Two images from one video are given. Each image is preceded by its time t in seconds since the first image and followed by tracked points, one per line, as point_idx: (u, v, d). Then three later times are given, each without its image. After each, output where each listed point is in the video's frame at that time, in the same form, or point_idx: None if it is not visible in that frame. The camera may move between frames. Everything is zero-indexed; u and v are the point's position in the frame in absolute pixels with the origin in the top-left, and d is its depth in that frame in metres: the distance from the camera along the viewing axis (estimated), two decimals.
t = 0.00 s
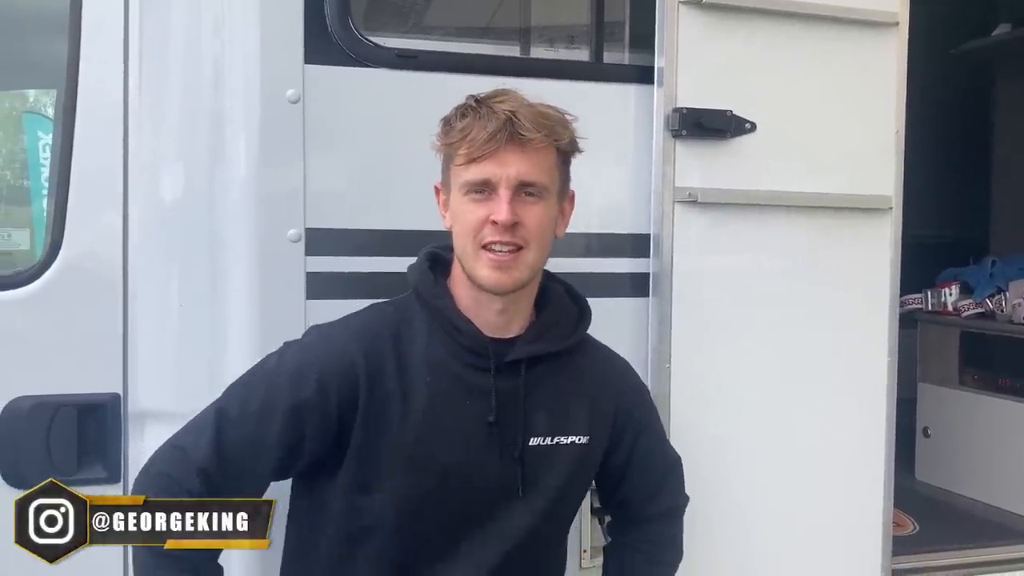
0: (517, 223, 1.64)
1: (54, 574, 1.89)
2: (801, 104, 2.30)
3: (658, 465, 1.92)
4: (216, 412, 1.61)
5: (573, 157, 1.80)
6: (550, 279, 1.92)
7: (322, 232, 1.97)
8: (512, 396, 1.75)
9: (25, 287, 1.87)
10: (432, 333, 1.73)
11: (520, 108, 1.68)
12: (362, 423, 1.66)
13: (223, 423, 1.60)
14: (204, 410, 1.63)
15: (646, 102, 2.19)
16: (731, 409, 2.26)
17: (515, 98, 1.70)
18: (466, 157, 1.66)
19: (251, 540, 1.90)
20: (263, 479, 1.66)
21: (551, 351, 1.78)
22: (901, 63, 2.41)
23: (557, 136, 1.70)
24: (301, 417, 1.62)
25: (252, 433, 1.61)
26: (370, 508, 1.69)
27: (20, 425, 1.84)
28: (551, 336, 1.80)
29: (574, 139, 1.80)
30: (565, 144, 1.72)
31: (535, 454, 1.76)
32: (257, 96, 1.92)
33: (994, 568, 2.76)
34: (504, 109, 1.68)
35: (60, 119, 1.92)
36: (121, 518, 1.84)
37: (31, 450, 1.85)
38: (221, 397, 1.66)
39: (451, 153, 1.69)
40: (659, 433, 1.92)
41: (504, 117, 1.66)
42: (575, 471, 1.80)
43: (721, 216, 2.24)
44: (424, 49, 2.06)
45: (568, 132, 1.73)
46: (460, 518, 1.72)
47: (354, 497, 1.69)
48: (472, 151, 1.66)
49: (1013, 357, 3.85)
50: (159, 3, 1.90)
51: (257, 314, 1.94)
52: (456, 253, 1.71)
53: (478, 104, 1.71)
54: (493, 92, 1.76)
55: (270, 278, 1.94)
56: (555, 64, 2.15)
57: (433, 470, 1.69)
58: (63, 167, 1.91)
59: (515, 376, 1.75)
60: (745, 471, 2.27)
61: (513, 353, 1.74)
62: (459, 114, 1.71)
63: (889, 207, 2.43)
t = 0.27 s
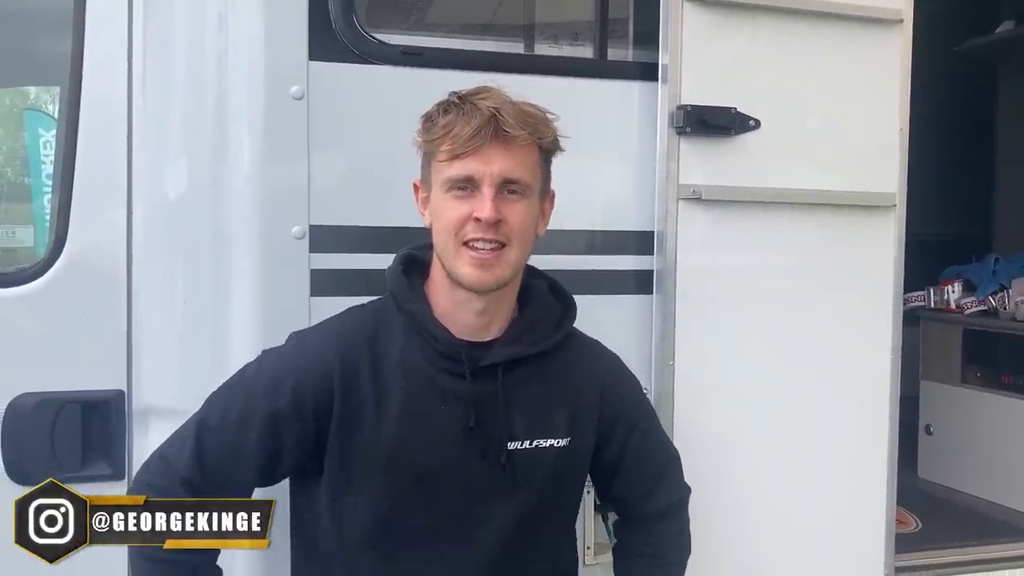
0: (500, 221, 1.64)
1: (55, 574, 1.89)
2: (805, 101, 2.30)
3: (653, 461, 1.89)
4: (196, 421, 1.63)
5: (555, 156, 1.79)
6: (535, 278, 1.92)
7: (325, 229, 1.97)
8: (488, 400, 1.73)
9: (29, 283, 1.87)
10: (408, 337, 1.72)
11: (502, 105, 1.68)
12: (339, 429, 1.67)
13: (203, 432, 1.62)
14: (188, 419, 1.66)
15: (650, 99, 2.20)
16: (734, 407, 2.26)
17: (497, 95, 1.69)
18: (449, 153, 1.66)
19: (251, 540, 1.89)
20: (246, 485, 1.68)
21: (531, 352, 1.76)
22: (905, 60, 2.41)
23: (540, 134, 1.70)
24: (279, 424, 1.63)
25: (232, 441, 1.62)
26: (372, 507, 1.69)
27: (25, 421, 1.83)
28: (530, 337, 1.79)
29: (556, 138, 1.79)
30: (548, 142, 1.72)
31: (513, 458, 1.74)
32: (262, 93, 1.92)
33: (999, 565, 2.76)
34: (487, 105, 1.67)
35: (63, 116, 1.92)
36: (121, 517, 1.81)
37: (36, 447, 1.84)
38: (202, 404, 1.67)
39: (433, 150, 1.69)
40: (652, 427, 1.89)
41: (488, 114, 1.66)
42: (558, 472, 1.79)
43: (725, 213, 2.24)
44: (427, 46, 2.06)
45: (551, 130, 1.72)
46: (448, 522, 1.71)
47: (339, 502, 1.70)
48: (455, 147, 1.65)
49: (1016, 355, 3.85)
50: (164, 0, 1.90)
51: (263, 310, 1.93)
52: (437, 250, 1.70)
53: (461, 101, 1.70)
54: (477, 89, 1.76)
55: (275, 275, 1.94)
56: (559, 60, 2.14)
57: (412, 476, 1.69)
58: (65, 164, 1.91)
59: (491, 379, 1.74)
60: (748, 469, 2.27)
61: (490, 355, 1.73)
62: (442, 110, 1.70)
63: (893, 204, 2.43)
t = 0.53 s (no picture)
0: (492, 211, 1.64)
1: (54, 574, 1.88)
2: (808, 98, 2.30)
3: (658, 450, 1.90)
4: (192, 419, 1.64)
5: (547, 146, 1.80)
6: (530, 270, 1.92)
7: (327, 226, 1.97)
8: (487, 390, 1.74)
9: (31, 280, 1.88)
10: (402, 331, 1.74)
11: (493, 95, 1.68)
12: (335, 423, 1.69)
13: (198, 430, 1.64)
14: (183, 417, 1.67)
15: (652, 96, 2.20)
16: (737, 404, 2.26)
17: (487, 86, 1.70)
18: (440, 144, 1.66)
19: (251, 540, 1.89)
20: (245, 481, 1.68)
21: (527, 341, 1.77)
22: (908, 57, 2.41)
23: (532, 124, 1.70)
24: (274, 420, 1.65)
25: (229, 437, 1.63)
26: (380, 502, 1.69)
27: (30, 417, 1.83)
28: (525, 327, 1.79)
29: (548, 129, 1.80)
30: (540, 132, 1.73)
31: (513, 448, 1.74)
32: (264, 90, 1.92)
33: (1002, 562, 2.76)
34: (477, 96, 1.67)
35: (64, 113, 1.92)
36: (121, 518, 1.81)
37: (39, 443, 1.84)
38: (198, 403, 1.68)
39: (423, 141, 1.69)
40: (658, 416, 1.89)
41: (478, 104, 1.66)
42: (559, 462, 1.79)
43: (728, 210, 2.24)
44: (429, 42, 2.06)
45: (542, 120, 1.73)
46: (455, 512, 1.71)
47: (341, 496, 1.71)
48: (446, 138, 1.65)
49: (1017, 352, 3.85)
50: None
51: (265, 308, 1.93)
52: (430, 243, 1.70)
53: (451, 92, 1.70)
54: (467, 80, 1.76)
55: (278, 271, 1.94)
56: (561, 57, 2.14)
57: (411, 470, 1.69)
58: (66, 162, 1.91)
59: (488, 370, 1.74)
60: (749, 466, 2.27)
61: (485, 346, 1.73)
62: (432, 102, 1.71)
63: (895, 201, 2.42)
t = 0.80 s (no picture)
0: (537, 214, 1.63)
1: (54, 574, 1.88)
2: (810, 97, 2.29)
3: (678, 459, 1.92)
4: (231, 404, 1.60)
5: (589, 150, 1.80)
6: (565, 273, 1.93)
7: (330, 226, 1.97)
8: (530, 389, 1.74)
9: (32, 279, 1.87)
10: (448, 325, 1.72)
11: (536, 99, 1.68)
12: (379, 415, 1.65)
13: (238, 415, 1.60)
14: (221, 400, 1.63)
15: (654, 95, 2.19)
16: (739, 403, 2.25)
17: (530, 89, 1.70)
18: (484, 148, 1.66)
19: (251, 540, 1.88)
20: (278, 472, 1.65)
21: (566, 344, 1.78)
22: (910, 56, 2.40)
23: (575, 127, 1.70)
24: (317, 407, 1.62)
25: (269, 423, 1.60)
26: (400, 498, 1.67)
27: (30, 417, 1.83)
28: (564, 331, 1.80)
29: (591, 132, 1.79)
30: (583, 136, 1.72)
31: (552, 448, 1.75)
32: (266, 89, 1.92)
33: (1004, 560, 2.76)
34: (521, 99, 1.67)
35: (66, 111, 1.91)
36: (121, 517, 1.87)
37: (41, 443, 1.84)
38: (236, 388, 1.65)
39: (468, 145, 1.69)
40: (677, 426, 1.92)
41: (522, 108, 1.66)
42: (592, 465, 1.80)
43: (730, 209, 2.24)
44: (430, 41, 2.05)
45: (585, 123, 1.72)
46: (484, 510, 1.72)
47: (371, 491, 1.68)
48: (490, 142, 1.65)
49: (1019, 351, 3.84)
50: None
51: (267, 307, 1.93)
52: (474, 244, 1.70)
53: (495, 96, 1.70)
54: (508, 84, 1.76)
55: (280, 270, 1.93)
56: (563, 56, 2.14)
57: (448, 464, 1.68)
58: (68, 161, 1.90)
59: (531, 370, 1.75)
60: (752, 466, 2.27)
61: (529, 347, 1.74)
62: (476, 105, 1.71)
63: (898, 200, 2.42)
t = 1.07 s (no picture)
0: (513, 212, 1.63)
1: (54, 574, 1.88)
2: (812, 95, 2.29)
3: (668, 454, 1.91)
4: (209, 412, 1.62)
5: (569, 149, 1.79)
6: (549, 274, 1.93)
7: (330, 224, 1.96)
8: (507, 393, 1.73)
9: (33, 278, 1.87)
10: (423, 330, 1.73)
11: (515, 97, 1.69)
12: (351, 420, 1.67)
13: (215, 423, 1.62)
14: (200, 411, 1.65)
15: (656, 93, 2.19)
16: (740, 401, 2.25)
17: (509, 87, 1.70)
18: (462, 145, 1.66)
19: (251, 540, 1.89)
20: (259, 478, 1.67)
21: (546, 346, 1.76)
22: (912, 53, 2.40)
23: (555, 125, 1.70)
24: (292, 415, 1.63)
25: (246, 432, 1.62)
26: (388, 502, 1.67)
27: (31, 416, 1.83)
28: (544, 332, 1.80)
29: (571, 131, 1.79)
30: (562, 134, 1.72)
31: (530, 452, 1.73)
32: (267, 87, 1.91)
33: (1005, 559, 2.76)
34: (500, 97, 1.67)
35: (66, 110, 1.91)
36: (121, 517, 1.86)
37: (41, 442, 1.84)
38: (215, 397, 1.67)
39: (446, 143, 1.69)
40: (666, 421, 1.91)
41: (500, 105, 1.66)
42: (571, 469, 1.77)
43: (731, 207, 2.24)
44: (431, 39, 2.05)
45: (564, 121, 1.72)
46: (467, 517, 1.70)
47: (354, 495, 1.70)
48: (468, 139, 1.65)
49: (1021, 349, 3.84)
50: None
51: (268, 305, 1.93)
52: (451, 244, 1.70)
53: (474, 94, 1.70)
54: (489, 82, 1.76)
55: (281, 268, 1.93)
56: (565, 54, 2.14)
57: (423, 469, 1.68)
58: (68, 159, 1.90)
59: (507, 372, 1.74)
60: (752, 464, 2.27)
61: (504, 349, 1.73)
62: (455, 103, 1.71)
63: (899, 198, 2.42)
